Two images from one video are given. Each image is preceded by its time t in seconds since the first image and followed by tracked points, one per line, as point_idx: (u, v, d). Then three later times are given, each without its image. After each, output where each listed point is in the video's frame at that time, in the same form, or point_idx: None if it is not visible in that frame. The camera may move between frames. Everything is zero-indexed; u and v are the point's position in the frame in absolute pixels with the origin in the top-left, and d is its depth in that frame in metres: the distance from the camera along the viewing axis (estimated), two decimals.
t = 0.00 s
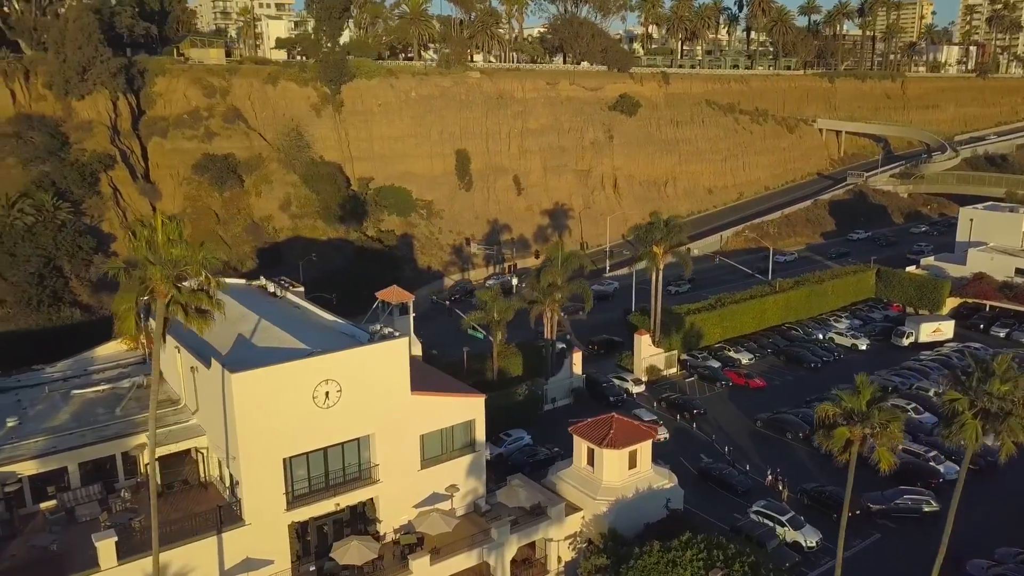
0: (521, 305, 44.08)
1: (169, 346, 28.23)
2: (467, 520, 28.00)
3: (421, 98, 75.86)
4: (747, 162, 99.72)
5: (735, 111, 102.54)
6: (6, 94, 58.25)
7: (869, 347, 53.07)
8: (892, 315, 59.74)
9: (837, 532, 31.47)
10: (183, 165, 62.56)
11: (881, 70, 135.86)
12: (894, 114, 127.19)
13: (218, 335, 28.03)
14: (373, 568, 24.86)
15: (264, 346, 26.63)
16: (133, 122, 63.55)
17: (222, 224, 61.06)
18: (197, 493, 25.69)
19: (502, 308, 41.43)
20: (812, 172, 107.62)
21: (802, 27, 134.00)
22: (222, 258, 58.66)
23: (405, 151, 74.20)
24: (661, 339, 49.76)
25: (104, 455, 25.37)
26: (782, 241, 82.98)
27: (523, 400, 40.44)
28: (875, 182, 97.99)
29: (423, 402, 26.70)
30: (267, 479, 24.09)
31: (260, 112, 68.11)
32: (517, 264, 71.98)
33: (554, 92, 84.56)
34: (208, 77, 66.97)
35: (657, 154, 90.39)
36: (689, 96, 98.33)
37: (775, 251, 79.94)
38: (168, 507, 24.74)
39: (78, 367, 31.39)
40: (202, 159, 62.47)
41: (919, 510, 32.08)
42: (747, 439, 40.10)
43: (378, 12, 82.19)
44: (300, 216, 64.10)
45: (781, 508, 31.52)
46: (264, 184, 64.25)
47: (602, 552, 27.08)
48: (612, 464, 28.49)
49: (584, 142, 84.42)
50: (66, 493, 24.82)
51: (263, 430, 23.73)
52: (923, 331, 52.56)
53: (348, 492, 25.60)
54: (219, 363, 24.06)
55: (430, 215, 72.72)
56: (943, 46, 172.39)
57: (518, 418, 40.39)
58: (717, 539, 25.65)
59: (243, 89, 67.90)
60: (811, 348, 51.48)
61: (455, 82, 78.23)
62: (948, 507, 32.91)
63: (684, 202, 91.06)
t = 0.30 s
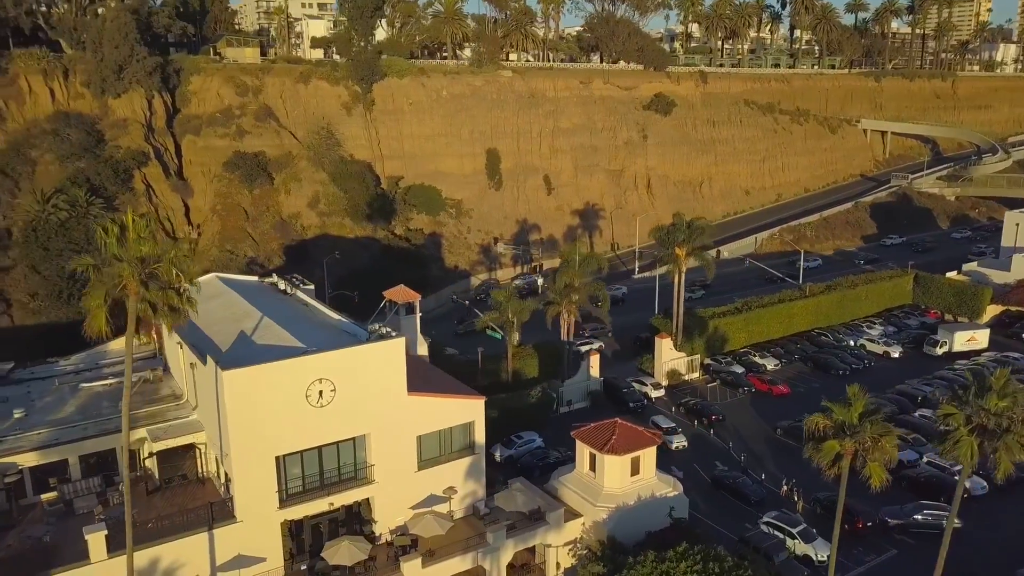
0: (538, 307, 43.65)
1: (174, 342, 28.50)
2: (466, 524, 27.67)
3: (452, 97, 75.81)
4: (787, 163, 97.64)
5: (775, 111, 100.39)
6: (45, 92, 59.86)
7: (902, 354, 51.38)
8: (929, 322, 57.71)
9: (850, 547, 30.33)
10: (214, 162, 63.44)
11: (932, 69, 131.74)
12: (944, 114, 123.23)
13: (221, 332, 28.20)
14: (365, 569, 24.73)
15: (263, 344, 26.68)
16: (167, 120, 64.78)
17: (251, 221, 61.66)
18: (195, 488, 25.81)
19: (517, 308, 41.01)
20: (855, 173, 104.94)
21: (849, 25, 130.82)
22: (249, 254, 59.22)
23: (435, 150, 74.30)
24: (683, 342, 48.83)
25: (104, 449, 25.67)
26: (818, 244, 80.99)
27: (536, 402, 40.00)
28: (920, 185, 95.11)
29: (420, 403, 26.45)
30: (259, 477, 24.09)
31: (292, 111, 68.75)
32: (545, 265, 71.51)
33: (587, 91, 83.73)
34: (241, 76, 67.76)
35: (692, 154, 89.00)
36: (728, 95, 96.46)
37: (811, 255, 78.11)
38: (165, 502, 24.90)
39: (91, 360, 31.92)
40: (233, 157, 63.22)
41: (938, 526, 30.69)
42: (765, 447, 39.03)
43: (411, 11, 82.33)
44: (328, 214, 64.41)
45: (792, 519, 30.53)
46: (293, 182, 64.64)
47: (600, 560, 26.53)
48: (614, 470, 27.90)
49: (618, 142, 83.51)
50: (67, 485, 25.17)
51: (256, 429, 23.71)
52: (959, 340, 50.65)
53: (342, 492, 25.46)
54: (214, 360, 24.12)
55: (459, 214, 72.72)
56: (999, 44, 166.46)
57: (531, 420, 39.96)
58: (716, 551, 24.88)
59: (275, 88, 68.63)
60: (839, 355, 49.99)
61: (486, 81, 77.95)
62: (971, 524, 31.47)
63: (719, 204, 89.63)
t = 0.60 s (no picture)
0: (569, 308, 43.21)
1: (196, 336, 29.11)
2: (475, 526, 27.48)
3: (498, 96, 75.83)
4: (844, 165, 94.77)
5: (833, 111, 97.17)
6: (103, 91, 61.99)
7: (953, 366, 49.25)
8: (985, 332, 55.13)
9: (877, 564, 28.80)
10: (262, 159, 64.68)
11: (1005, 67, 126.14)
12: (1018, 115, 117.78)
13: (241, 328, 28.68)
14: (370, 566, 24.75)
15: (278, 340, 27.03)
16: (218, 118, 66.39)
17: (295, 218, 62.55)
18: (208, 480, 26.17)
19: (546, 309, 40.62)
20: (918, 176, 101.21)
21: (915, 23, 126.41)
22: (292, 250, 60.11)
23: (480, 150, 74.48)
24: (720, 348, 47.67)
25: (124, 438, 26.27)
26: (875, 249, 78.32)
27: (563, 405, 39.59)
28: (987, 188, 91.15)
29: (429, 402, 26.39)
30: (267, 472, 24.34)
31: (339, 109, 69.69)
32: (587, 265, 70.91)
33: (636, 90, 82.73)
34: (290, 75, 68.91)
35: (744, 155, 87.15)
36: (783, 95, 93.89)
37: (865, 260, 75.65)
38: (178, 493, 25.33)
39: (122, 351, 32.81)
40: (280, 155, 64.30)
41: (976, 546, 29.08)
42: (797, 458, 37.82)
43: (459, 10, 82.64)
44: (371, 212, 64.72)
45: (817, 534, 29.28)
46: (338, 180, 65.19)
47: (609, 568, 26.02)
48: (627, 477, 27.35)
49: (666, 142, 82.34)
50: (87, 473, 25.83)
51: (264, 424, 24.00)
52: (1014, 352, 48.24)
53: (350, 489, 25.56)
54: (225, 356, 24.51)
55: (502, 213, 72.73)
56: None
57: (557, 422, 39.56)
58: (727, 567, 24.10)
59: (324, 87, 69.63)
60: (885, 365, 48.13)
61: (533, 80, 77.74)
62: (1011, 548, 29.83)
63: (771, 206, 87.71)
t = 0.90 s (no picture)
0: (611, 309, 42.70)
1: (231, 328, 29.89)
2: (495, 525, 27.37)
3: (556, 95, 75.62)
4: (920, 168, 90.78)
5: (907, 113, 92.31)
6: (172, 89, 64.32)
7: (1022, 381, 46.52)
8: None
9: None
10: (321, 156, 65.99)
11: None
12: None
13: (273, 321, 29.30)
14: (386, 561, 24.93)
15: (305, 334, 27.48)
16: (281, 116, 68.09)
17: (351, 214, 63.54)
18: (234, 468, 26.77)
19: (586, 310, 40.18)
20: (1002, 179, 96.08)
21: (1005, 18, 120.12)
22: (346, 246, 61.09)
23: (537, 148, 74.52)
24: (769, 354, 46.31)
25: (157, 424, 27.16)
26: (947, 256, 74.93)
27: (600, 407, 39.21)
28: None
29: (450, 400, 26.40)
30: (287, 463, 24.78)
31: (398, 107, 70.58)
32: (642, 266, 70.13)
33: (699, 89, 81.06)
34: (351, 73, 70.01)
35: (811, 156, 84.78)
36: (854, 95, 90.02)
37: (936, 267, 72.44)
38: (205, 479, 26.02)
39: (166, 339, 33.96)
40: (338, 152, 65.31)
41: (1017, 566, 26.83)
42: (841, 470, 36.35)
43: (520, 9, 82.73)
44: (425, 209, 64.79)
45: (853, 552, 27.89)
46: (393, 176, 65.58)
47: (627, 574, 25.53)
48: (649, 483, 26.77)
49: (729, 143, 80.70)
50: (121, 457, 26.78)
51: (284, 416, 24.44)
52: None
53: (369, 483, 25.80)
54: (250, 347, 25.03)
55: (558, 212, 72.72)
56: None
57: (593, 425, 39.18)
58: None
59: (383, 85, 70.55)
60: (946, 377, 45.81)
61: (592, 79, 77.19)
62: None
63: (838, 209, 85.16)
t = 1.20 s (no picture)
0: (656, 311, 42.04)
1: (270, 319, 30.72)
2: (518, 523, 27.32)
3: (620, 93, 74.95)
4: (1008, 172, 85.87)
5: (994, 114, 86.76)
6: (242, 86, 66.47)
7: None
8: None
9: None
10: (383, 153, 67.07)
11: None
12: None
13: (309, 314, 29.97)
14: (405, 553, 25.17)
15: (336, 327, 28.00)
16: (346, 113, 69.49)
17: (410, 211, 64.35)
18: (265, 455, 27.50)
19: (629, 311, 39.66)
20: None
21: None
22: (403, 242, 61.92)
23: (599, 147, 74.06)
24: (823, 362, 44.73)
25: (194, 410, 28.16)
26: None
27: (640, 410, 38.66)
28: None
29: (473, 396, 26.44)
30: (310, 452, 25.31)
31: (460, 105, 71.10)
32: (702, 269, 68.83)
33: (768, 88, 78.94)
34: (415, 71, 70.88)
35: (887, 158, 81.58)
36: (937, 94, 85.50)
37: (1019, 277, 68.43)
38: (236, 464, 26.82)
39: (214, 328, 35.19)
40: (399, 149, 66.26)
41: None
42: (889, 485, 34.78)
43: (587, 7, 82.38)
44: (482, 207, 65.22)
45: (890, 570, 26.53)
46: (452, 174, 66.13)
47: None
48: (674, 489, 26.20)
49: (799, 143, 78.36)
50: (160, 439, 27.86)
51: (308, 406, 24.96)
52: None
53: (392, 475, 26.10)
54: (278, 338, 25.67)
55: (618, 211, 72.08)
56: None
57: (633, 428, 38.70)
58: None
59: (445, 83, 71.21)
60: (1015, 392, 43.25)
61: (657, 78, 76.22)
62: None
63: (915, 214, 81.48)
